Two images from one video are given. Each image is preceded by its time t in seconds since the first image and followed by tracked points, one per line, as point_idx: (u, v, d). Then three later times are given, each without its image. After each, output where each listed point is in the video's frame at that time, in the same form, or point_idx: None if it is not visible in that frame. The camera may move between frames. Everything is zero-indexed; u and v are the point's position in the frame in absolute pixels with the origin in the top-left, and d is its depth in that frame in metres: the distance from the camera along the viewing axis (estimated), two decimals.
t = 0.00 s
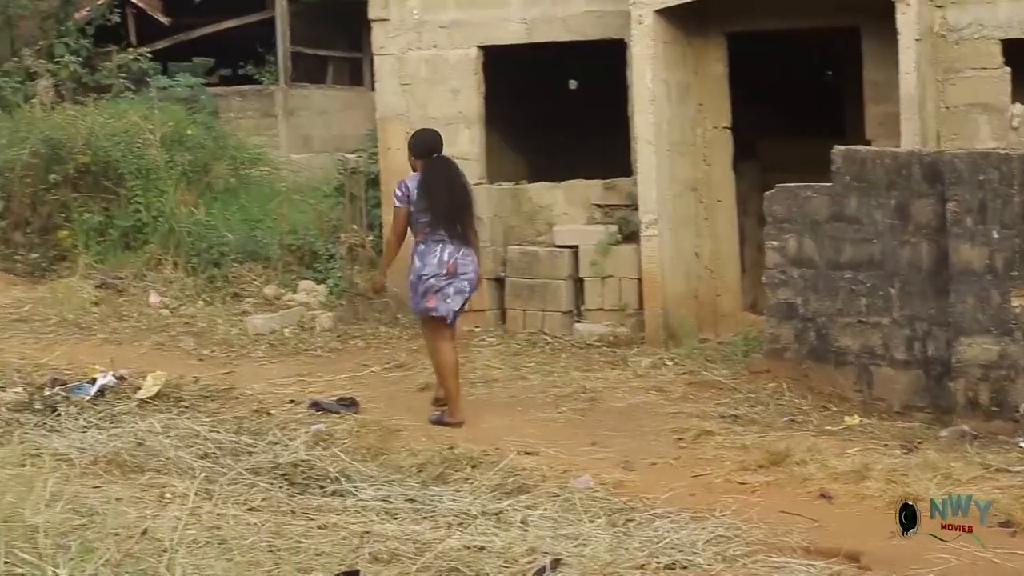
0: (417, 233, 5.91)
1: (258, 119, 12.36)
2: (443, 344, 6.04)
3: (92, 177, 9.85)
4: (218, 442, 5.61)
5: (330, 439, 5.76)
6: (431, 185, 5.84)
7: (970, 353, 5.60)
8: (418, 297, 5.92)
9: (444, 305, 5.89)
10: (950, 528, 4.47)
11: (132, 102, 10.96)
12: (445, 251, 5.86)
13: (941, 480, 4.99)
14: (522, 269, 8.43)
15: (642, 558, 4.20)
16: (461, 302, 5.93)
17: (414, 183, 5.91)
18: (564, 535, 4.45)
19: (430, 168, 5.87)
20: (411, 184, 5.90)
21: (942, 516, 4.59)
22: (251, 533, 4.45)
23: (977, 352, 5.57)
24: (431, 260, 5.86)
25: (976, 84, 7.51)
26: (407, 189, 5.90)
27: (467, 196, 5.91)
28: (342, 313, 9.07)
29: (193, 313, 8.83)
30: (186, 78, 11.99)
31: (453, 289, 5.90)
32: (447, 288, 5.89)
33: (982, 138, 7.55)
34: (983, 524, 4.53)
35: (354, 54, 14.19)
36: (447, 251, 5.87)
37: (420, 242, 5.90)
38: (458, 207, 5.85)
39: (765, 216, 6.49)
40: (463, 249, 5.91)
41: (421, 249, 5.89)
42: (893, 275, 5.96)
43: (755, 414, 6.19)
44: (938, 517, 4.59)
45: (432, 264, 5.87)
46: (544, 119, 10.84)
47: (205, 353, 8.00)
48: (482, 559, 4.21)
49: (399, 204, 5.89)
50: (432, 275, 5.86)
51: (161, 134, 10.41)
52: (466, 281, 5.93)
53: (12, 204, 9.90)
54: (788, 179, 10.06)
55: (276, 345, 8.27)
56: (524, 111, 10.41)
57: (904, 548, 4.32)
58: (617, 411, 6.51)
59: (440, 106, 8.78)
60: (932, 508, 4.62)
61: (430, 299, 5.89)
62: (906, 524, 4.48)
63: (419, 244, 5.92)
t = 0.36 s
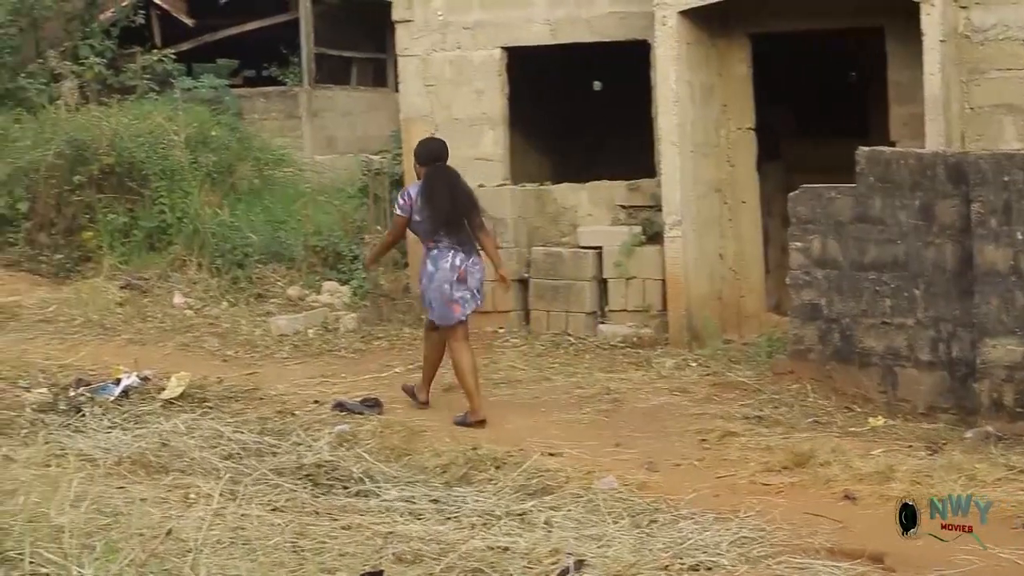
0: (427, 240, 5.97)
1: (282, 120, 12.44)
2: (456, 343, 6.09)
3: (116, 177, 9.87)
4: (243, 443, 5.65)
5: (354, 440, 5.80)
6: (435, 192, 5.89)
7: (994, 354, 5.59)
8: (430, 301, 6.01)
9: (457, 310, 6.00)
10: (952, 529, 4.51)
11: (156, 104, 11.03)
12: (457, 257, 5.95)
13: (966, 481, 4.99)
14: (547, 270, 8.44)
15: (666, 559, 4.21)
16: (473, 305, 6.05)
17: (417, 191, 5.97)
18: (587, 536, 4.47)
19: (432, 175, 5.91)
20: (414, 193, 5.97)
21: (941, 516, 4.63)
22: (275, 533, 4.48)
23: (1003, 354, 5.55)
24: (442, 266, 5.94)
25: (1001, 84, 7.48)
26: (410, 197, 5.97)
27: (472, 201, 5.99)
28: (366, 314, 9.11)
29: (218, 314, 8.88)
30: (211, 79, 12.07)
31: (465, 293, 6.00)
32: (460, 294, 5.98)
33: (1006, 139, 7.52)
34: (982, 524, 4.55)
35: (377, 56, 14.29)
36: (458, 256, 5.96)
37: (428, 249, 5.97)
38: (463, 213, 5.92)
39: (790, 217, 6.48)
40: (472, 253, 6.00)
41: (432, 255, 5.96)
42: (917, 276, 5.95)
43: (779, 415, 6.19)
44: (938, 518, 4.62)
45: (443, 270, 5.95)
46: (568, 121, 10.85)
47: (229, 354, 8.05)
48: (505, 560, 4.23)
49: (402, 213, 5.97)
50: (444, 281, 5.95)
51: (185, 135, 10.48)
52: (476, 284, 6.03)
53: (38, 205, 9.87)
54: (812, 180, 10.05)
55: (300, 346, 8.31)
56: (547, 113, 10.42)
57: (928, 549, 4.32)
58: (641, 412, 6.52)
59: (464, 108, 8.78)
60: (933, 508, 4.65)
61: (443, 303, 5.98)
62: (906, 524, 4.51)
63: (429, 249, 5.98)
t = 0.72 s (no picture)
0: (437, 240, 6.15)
1: (318, 122, 12.51)
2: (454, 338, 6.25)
3: (151, 179, 10.00)
4: (278, 444, 5.70)
5: (389, 441, 5.84)
6: (448, 189, 6.08)
7: None
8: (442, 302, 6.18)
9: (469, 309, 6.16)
10: (951, 529, 4.52)
11: (192, 106, 11.12)
12: (467, 257, 6.15)
13: (1002, 484, 4.98)
14: (581, 271, 8.46)
15: (700, 561, 4.22)
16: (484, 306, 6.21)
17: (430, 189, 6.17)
18: (622, 538, 4.48)
19: (445, 174, 6.12)
20: (427, 191, 6.16)
21: (941, 515, 4.64)
22: (310, 534, 4.52)
23: None
24: (454, 266, 6.13)
25: None
26: (424, 194, 6.16)
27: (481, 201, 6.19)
28: (400, 316, 9.15)
29: (253, 315, 8.95)
30: (245, 80, 12.16)
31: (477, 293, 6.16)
32: (471, 293, 6.15)
33: None
34: (982, 524, 4.58)
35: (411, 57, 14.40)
36: (469, 256, 6.15)
37: (440, 248, 6.15)
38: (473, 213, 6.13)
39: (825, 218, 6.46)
40: (482, 254, 6.19)
41: (443, 256, 6.14)
42: (952, 278, 5.95)
43: (814, 417, 6.17)
44: (940, 518, 4.63)
45: (455, 270, 6.13)
46: (601, 122, 10.86)
47: (264, 355, 8.11)
48: (540, 562, 4.25)
49: (416, 210, 6.16)
50: (455, 280, 6.13)
51: (220, 136, 10.56)
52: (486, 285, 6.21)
53: (74, 206, 9.96)
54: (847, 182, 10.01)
55: (335, 347, 8.37)
56: (581, 114, 10.44)
57: (964, 552, 4.32)
58: (675, 414, 6.52)
59: (499, 109, 8.77)
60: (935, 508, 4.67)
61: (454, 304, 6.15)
62: (905, 524, 4.49)
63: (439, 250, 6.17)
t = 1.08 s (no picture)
0: (442, 235, 6.22)
1: (339, 126, 12.61)
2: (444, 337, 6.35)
3: (173, 183, 10.08)
4: (299, 448, 5.74)
5: (410, 445, 5.87)
6: (455, 183, 6.20)
7: None
8: (448, 298, 6.22)
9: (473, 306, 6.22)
10: (951, 528, 4.59)
11: (214, 111, 11.19)
12: (472, 252, 6.20)
13: None
14: (602, 275, 8.46)
15: (722, 566, 4.23)
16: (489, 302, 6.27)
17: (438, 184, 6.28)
18: (643, 543, 4.49)
19: (453, 169, 6.24)
20: (436, 185, 6.27)
21: (941, 515, 4.71)
22: (331, 538, 4.54)
23: None
24: (459, 262, 6.19)
25: None
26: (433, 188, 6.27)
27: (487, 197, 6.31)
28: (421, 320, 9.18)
29: (274, 319, 9.00)
30: (267, 85, 12.23)
31: (481, 289, 6.23)
32: (475, 288, 6.22)
33: None
34: (982, 523, 4.65)
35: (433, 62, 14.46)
36: (473, 252, 6.21)
37: (445, 245, 6.23)
38: (480, 208, 6.24)
39: (846, 222, 6.46)
40: (487, 250, 6.26)
41: (448, 251, 6.21)
42: (974, 282, 5.96)
43: (836, 421, 6.16)
44: (939, 517, 4.70)
45: (460, 265, 6.20)
46: (622, 126, 10.87)
47: (285, 359, 8.15)
48: (562, 566, 4.26)
49: (425, 203, 6.26)
50: (460, 276, 6.19)
51: (242, 141, 10.62)
52: (492, 280, 6.26)
53: (96, 211, 10.04)
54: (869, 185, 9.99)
55: (356, 351, 8.40)
56: (601, 118, 10.45)
57: (985, 559, 4.31)
58: (696, 419, 6.52)
59: (520, 113, 8.79)
60: (935, 508, 4.73)
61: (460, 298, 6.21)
62: (906, 524, 4.50)
63: (444, 245, 6.24)
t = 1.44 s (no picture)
0: (449, 235, 6.21)
1: (359, 130, 12.68)
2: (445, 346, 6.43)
3: (194, 187, 10.14)
4: (319, 451, 5.77)
5: (430, 448, 5.89)
6: (469, 183, 6.18)
7: None
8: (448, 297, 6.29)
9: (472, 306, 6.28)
10: (952, 529, 4.63)
11: (234, 114, 11.24)
12: (473, 253, 6.23)
13: None
14: (622, 279, 8.47)
15: (742, 569, 4.24)
16: (490, 303, 6.29)
17: (449, 184, 6.22)
18: (663, 546, 4.50)
19: (464, 169, 6.20)
20: (447, 186, 6.21)
21: (942, 515, 4.74)
22: (351, 541, 4.56)
23: None
24: (458, 263, 6.23)
25: None
26: (445, 189, 6.20)
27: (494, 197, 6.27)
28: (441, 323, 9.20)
29: (295, 322, 9.03)
30: (287, 89, 12.29)
31: (481, 289, 6.26)
32: (475, 289, 6.25)
33: None
34: (982, 524, 4.72)
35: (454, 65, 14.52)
36: (474, 253, 6.23)
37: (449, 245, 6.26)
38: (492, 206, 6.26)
39: (866, 225, 6.45)
40: (489, 251, 6.26)
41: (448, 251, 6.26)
42: (995, 285, 5.96)
43: (856, 424, 6.16)
44: (939, 518, 4.73)
45: (459, 266, 6.24)
46: (642, 129, 10.89)
47: (306, 362, 8.19)
48: (582, 569, 4.28)
49: (439, 204, 6.18)
50: (459, 277, 6.24)
51: (262, 144, 10.68)
52: (493, 282, 6.28)
53: (116, 214, 10.12)
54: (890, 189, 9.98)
55: (376, 354, 8.44)
56: (622, 122, 10.47)
57: (1006, 562, 4.31)
58: (716, 422, 6.52)
59: (541, 116, 8.81)
60: (935, 508, 4.76)
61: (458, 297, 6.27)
62: (906, 524, 4.60)
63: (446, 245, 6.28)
